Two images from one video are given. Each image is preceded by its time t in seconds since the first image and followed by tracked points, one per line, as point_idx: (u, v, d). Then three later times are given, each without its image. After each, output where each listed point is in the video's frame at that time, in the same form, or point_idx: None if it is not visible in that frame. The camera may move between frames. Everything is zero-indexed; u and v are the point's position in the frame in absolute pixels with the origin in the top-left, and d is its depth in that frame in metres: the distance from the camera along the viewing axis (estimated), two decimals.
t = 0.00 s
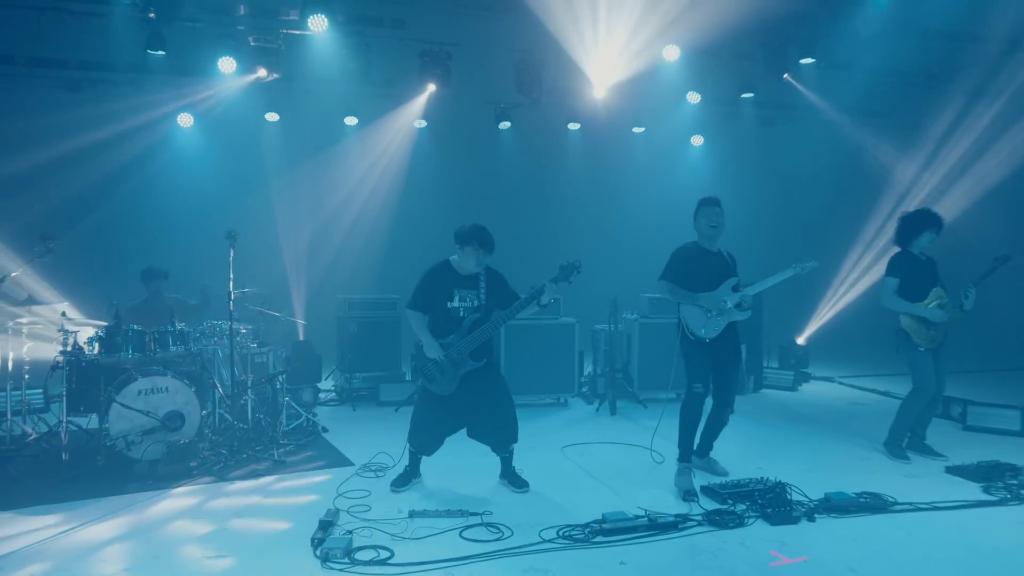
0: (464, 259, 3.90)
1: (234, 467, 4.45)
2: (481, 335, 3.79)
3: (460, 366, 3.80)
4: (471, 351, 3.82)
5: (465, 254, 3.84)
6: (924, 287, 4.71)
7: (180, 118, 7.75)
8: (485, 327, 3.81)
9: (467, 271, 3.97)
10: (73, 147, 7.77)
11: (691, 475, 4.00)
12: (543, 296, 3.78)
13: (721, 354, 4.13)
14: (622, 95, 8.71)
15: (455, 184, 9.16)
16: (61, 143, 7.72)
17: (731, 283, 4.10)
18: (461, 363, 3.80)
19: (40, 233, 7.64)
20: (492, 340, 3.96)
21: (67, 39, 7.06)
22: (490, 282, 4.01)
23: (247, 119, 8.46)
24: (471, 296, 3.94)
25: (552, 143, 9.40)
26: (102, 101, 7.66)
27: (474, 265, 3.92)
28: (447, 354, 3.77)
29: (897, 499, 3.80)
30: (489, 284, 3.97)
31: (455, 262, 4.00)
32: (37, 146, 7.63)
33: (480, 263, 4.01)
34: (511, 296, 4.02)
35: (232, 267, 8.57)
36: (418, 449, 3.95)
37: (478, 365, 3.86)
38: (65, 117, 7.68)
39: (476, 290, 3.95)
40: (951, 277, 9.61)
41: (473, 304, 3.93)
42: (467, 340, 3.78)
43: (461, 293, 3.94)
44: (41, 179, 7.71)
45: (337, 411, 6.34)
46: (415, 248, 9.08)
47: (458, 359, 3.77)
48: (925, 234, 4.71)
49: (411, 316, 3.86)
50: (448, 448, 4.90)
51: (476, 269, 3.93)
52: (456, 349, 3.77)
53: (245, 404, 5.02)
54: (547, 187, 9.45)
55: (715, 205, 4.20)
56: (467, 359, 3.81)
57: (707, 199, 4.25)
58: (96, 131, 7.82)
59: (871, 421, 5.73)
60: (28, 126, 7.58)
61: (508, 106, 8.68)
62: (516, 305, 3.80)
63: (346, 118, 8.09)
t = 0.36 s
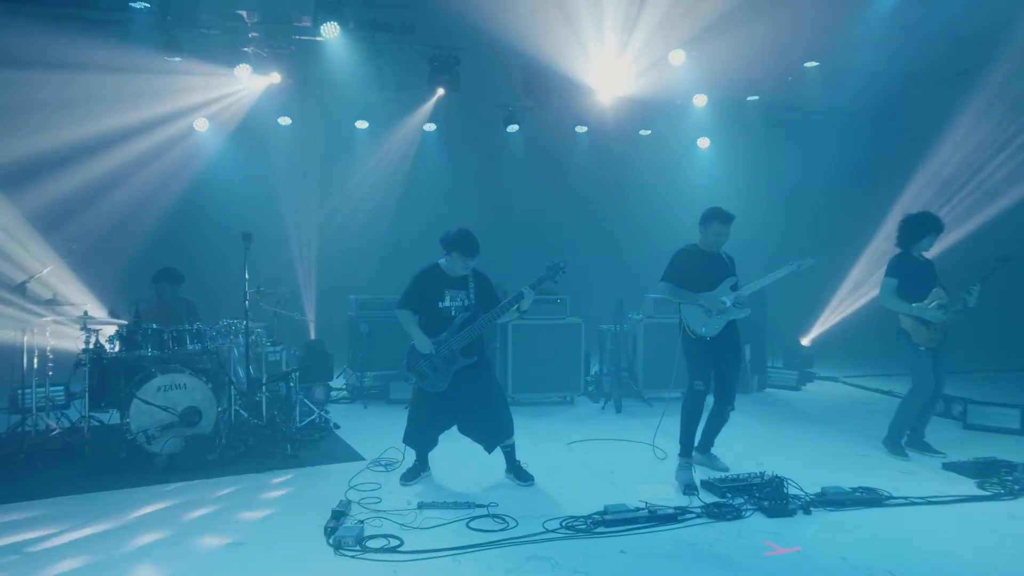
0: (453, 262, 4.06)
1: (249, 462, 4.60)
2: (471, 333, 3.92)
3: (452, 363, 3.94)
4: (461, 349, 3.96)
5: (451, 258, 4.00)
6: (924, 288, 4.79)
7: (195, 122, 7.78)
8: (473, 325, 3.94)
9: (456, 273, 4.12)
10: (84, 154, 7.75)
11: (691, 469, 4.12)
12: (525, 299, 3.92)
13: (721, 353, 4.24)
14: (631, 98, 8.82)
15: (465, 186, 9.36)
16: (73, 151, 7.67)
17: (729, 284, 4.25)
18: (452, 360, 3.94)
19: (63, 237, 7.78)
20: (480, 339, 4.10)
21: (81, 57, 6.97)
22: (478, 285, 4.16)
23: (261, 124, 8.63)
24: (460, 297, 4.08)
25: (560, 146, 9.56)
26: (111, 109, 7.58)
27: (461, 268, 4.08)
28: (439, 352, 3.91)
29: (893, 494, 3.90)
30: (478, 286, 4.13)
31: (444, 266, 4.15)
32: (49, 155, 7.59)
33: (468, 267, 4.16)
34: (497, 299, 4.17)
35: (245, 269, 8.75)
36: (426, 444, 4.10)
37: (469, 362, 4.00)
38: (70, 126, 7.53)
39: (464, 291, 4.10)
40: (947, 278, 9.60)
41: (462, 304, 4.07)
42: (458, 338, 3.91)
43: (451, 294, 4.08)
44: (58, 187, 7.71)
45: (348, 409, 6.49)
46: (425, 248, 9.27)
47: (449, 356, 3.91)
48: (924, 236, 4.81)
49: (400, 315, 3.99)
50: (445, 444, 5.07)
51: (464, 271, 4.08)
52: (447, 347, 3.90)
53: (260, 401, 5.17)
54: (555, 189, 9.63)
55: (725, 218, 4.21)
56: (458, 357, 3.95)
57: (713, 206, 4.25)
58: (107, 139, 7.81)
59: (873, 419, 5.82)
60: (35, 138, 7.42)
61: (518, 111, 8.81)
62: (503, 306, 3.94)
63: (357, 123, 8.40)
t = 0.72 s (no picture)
0: (467, 264, 4.21)
1: (263, 460, 4.75)
2: (486, 334, 4.06)
3: (468, 362, 4.08)
4: (477, 349, 4.10)
5: (462, 260, 4.16)
6: (927, 292, 4.84)
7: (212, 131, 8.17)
8: (488, 326, 4.08)
9: (470, 275, 4.27)
10: (109, 162, 8.17)
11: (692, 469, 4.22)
12: (538, 302, 4.03)
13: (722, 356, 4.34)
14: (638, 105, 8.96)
15: (474, 192, 9.56)
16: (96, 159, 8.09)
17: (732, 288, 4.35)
18: (468, 360, 4.08)
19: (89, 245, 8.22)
20: (495, 338, 4.23)
21: (94, 82, 7.21)
22: (493, 285, 4.29)
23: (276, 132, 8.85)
24: (475, 298, 4.22)
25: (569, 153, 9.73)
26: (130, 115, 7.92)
27: (476, 269, 4.23)
28: (455, 352, 4.06)
29: (889, 494, 3.98)
30: (492, 287, 4.24)
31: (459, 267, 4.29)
32: (76, 160, 8.01)
33: (483, 268, 4.30)
34: (512, 299, 4.30)
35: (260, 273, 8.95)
36: (434, 443, 4.24)
37: (484, 362, 4.15)
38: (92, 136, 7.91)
39: (479, 292, 4.24)
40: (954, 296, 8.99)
41: (477, 305, 4.21)
42: (473, 338, 4.05)
43: (466, 295, 4.22)
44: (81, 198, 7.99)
45: (360, 410, 6.64)
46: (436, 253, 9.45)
47: (465, 356, 4.06)
48: (925, 241, 4.86)
49: (417, 316, 4.14)
50: (453, 444, 5.20)
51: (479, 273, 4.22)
52: (463, 347, 4.05)
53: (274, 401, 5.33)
54: (563, 195, 9.82)
55: (728, 226, 4.29)
56: (473, 356, 4.09)
57: (719, 214, 4.32)
58: (128, 146, 8.15)
59: (877, 422, 5.89)
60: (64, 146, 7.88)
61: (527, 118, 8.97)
62: (516, 308, 4.06)
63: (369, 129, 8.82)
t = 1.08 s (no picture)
0: (484, 272, 4.34)
1: (274, 459, 4.89)
2: (501, 339, 4.16)
3: (483, 367, 4.18)
4: (492, 354, 4.20)
5: (481, 266, 4.28)
6: (926, 297, 4.89)
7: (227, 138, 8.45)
8: (503, 332, 4.18)
9: (488, 282, 4.39)
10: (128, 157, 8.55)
11: (692, 469, 4.30)
12: (551, 308, 4.11)
13: (721, 358, 4.43)
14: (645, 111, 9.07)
15: (485, 198, 9.62)
16: (117, 152, 8.49)
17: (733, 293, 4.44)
18: (484, 364, 4.18)
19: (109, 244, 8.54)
20: (512, 344, 4.32)
21: (113, 77, 7.55)
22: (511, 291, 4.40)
23: (290, 140, 9.09)
24: (492, 304, 4.33)
25: (578, 159, 9.86)
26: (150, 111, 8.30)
27: (493, 276, 4.35)
28: (471, 357, 4.16)
29: (885, 495, 4.05)
30: (509, 293, 4.34)
31: (477, 275, 4.43)
32: (98, 154, 8.42)
33: (501, 276, 4.41)
34: (529, 305, 4.39)
35: (274, 278, 9.11)
36: (439, 443, 4.36)
37: (499, 367, 4.24)
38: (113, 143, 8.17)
39: (496, 299, 4.35)
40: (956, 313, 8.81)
41: (494, 311, 4.32)
42: (488, 344, 4.16)
43: (483, 302, 4.34)
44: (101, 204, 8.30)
45: (370, 411, 6.78)
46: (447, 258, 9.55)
47: (480, 361, 4.16)
48: (926, 246, 4.88)
49: (437, 323, 4.30)
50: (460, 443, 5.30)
51: (496, 280, 4.34)
52: (478, 352, 4.15)
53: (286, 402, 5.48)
54: (573, 200, 9.91)
55: (730, 232, 4.37)
56: (489, 361, 4.19)
57: (721, 220, 4.40)
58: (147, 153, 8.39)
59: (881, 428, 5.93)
60: (87, 135, 8.33)
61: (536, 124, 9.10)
62: (530, 313, 4.15)
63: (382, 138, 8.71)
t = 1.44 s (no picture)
0: (477, 279, 4.45)
1: (282, 464, 5.01)
2: (495, 342, 4.28)
3: (478, 370, 4.30)
4: (487, 357, 4.32)
5: (475, 273, 4.39)
6: (920, 305, 4.98)
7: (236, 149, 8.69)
8: (497, 336, 4.31)
9: (480, 288, 4.50)
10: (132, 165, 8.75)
11: (689, 474, 4.39)
12: (542, 311, 4.22)
13: (718, 366, 4.53)
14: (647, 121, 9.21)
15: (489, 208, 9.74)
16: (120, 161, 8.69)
17: (729, 302, 4.55)
18: (479, 368, 4.30)
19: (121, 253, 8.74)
20: (505, 348, 4.45)
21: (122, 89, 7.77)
22: (503, 297, 4.51)
23: (299, 151, 9.27)
24: (485, 310, 4.44)
25: (581, 169, 9.99)
26: (153, 120, 8.49)
27: (486, 283, 4.47)
28: (466, 360, 4.28)
29: (879, 499, 4.13)
30: (500, 298, 4.46)
31: (469, 282, 4.54)
32: (103, 163, 8.65)
33: (493, 282, 4.52)
34: (520, 309, 4.52)
35: (281, 286, 9.25)
36: (443, 448, 4.47)
37: (494, 370, 4.36)
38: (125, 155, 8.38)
39: (489, 304, 4.45)
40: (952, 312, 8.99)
41: (487, 317, 4.43)
42: (483, 347, 4.28)
43: (476, 308, 4.43)
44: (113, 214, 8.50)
45: (377, 418, 6.90)
46: (452, 267, 9.69)
47: (475, 364, 4.28)
48: (919, 253, 4.95)
49: (432, 329, 4.41)
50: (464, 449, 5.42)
51: (489, 286, 4.46)
52: (472, 356, 4.28)
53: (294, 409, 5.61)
54: (577, 210, 10.02)
55: (727, 242, 4.47)
56: (483, 365, 4.31)
57: (718, 230, 4.50)
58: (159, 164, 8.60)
59: (880, 435, 6.00)
60: (93, 142, 8.58)
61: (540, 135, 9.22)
62: (521, 317, 4.26)
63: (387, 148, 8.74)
